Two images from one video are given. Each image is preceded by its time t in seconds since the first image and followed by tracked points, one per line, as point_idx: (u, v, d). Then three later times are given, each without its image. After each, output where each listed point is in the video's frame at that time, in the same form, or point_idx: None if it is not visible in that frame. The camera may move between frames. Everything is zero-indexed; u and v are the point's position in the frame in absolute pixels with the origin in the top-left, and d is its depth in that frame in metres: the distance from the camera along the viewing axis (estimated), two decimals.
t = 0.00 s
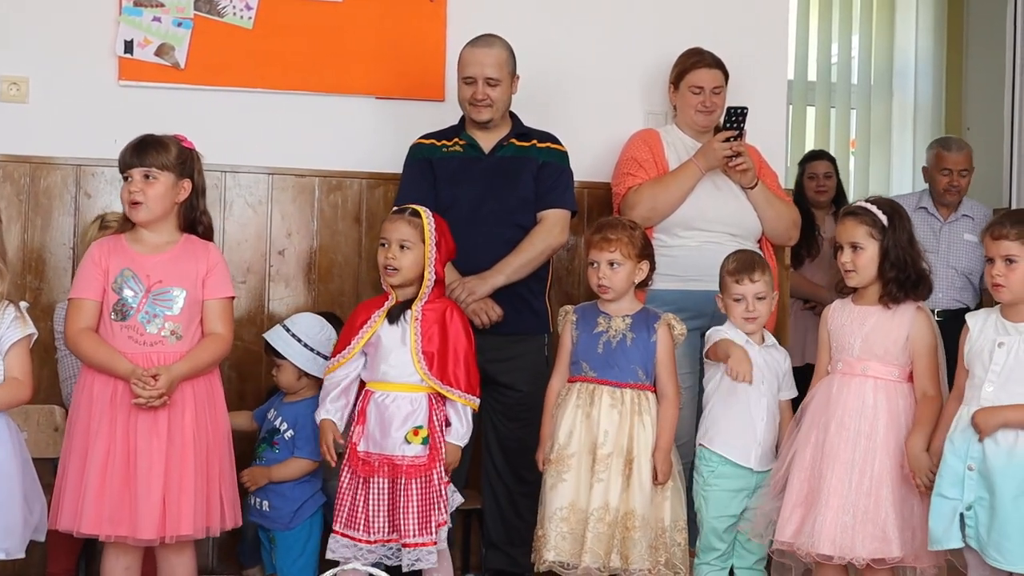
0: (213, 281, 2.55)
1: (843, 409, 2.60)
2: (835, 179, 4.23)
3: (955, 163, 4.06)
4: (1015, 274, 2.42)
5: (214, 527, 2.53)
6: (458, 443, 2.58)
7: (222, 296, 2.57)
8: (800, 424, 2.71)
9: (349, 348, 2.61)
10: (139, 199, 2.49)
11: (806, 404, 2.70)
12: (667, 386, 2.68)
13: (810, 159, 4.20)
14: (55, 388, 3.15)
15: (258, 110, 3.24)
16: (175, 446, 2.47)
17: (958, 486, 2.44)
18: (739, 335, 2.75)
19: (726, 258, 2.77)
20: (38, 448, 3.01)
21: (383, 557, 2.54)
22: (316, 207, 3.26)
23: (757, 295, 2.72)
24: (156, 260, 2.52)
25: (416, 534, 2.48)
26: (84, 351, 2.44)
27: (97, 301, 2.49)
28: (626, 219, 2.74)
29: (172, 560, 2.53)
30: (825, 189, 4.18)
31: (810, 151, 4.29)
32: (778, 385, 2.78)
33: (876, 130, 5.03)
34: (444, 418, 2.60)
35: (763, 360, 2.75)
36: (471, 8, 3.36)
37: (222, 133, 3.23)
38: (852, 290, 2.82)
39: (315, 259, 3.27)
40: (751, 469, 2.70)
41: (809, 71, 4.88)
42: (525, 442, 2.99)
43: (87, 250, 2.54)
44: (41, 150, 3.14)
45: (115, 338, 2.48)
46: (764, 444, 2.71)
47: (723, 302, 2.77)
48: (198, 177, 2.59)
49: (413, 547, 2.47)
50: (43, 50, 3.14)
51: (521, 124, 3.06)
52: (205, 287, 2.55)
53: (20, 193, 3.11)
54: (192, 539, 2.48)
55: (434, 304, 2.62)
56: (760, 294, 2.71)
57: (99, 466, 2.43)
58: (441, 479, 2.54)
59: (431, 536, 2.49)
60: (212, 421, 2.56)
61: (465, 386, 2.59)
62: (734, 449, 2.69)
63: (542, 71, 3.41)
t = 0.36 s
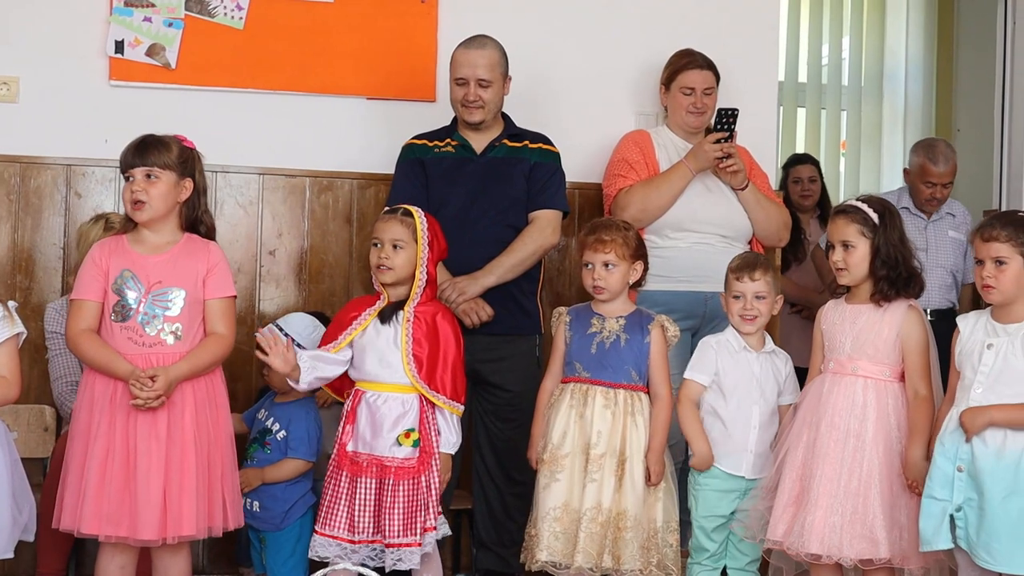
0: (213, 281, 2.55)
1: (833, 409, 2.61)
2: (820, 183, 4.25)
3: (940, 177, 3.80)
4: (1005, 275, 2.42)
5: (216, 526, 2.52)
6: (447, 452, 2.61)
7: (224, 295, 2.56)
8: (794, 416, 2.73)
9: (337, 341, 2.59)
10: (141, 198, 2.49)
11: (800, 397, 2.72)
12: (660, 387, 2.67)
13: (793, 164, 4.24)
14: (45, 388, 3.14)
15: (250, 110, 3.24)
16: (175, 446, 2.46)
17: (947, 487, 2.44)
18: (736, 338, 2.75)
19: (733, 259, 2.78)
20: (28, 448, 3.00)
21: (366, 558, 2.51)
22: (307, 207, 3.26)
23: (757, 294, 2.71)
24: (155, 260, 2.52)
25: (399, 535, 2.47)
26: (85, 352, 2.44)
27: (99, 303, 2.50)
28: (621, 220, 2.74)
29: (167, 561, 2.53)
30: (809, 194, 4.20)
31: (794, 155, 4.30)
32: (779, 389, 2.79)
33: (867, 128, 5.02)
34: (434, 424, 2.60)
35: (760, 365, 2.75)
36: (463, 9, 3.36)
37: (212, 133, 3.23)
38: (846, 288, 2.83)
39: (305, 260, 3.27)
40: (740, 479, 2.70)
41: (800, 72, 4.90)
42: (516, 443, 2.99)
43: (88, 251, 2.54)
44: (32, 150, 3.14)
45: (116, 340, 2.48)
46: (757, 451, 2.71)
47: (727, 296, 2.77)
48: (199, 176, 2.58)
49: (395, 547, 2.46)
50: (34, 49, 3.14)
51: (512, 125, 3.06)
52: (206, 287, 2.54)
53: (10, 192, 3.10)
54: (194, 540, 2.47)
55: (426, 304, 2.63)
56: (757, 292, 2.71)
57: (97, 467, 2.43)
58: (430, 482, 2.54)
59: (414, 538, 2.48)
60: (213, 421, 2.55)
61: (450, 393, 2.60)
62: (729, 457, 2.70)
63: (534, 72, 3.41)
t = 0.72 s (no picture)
0: (206, 283, 2.53)
1: (822, 409, 2.61)
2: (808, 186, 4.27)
3: (921, 180, 3.82)
4: (991, 278, 2.43)
5: (206, 530, 2.50)
6: (455, 450, 2.58)
7: (218, 297, 2.54)
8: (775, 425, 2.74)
9: (326, 351, 2.60)
10: (137, 199, 2.49)
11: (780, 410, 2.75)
12: (652, 389, 2.68)
13: (780, 167, 4.26)
14: (33, 389, 3.13)
15: (240, 110, 3.24)
16: (162, 448, 2.45)
17: (937, 488, 2.46)
18: (725, 340, 2.76)
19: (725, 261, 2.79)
20: (15, 449, 2.99)
21: (342, 557, 2.52)
22: (297, 208, 3.26)
23: (739, 297, 2.72)
24: (149, 262, 2.51)
25: (384, 539, 2.47)
26: (78, 353, 2.45)
27: (95, 305, 2.51)
28: (616, 222, 2.75)
29: (158, 562, 2.52)
30: (796, 197, 4.22)
31: (780, 158, 4.32)
32: (771, 392, 2.76)
33: (858, 132, 5.04)
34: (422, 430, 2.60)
35: (748, 368, 2.73)
36: (453, 10, 3.36)
37: (202, 134, 3.22)
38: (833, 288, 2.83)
39: (295, 261, 3.27)
40: (725, 480, 2.69)
41: (790, 75, 4.93)
42: (506, 445, 2.99)
43: (87, 254, 2.56)
44: (20, 150, 3.13)
45: (109, 342, 2.49)
46: (742, 454, 2.69)
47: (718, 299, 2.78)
48: (197, 176, 2.57)
49: (378, 551, 2.46)
50: (22, 49, 3.13)
51: (503, 126, 3.07)
52: (199, 289, 2.52)
53: None
54: (183, 542, 2.46)
55: (413, 305, 2.62)
56: (741, 295, 2.71)
57: (87, 468, 2.44)
58: (413, 485, 2.53)
59: (399, 542, 2.48)
60: (205, 424, 2.53)
61: (443, 393, 2.58)
62: (710, 457, 2.70)
63: (524, 73, 3.42)
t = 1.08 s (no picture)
0: (199, 285, 2.53)
1: (814, 409, 2.61)
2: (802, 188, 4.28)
3: (925, 167, 3.72)
4: (990, 281, 2.43)
5: (195, 531, 2.49)
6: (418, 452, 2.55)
7: (210, 299, 2.54)
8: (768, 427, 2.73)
9: (317, 348, 2.61)
10: (132, 200, 2.49)
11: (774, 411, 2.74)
12: (651, 391, 2.68)
13: (774, 170, 4.27)
14: (27, 389, 3.13)
15: (235, 110, 3.24)
16: (151, 447, 2.45)
17: (934, 490, 2.45)
18: (718, 342, 2.76)
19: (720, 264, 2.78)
20: (10, 449, 2.99)
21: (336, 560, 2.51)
22: (292, 209, 3.26)
23: (733, 301, 2.71)
24: (142, 263, 2.51)
25: (373, 539, 2.47)
26: (71, 352, 2.46)
27: (89, 304, 2.52)
28: (614, 223, 2.74)
29: (151, 562, 2.52)
30: (790, 199, 4.23)
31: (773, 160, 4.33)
32: (764, 394, 2.76)
33: (852, 132, 5.01)
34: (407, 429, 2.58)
35: (740, 371, 2.73)
36: (448, 11, 3.36)
37: (197, 134, 3.22)
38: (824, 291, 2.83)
39: (290, 262, 3.27)
40: (717, 482, 2.69)
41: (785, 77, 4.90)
42: (500, 446, 2.99)
43: (84, 254, 2.57)
44: (15, 149, 3.13)
45: (101, 342, 2.49)
46: (735, 456, 2.69)
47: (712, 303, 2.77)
48: (193, 178, 2.57)
49: (368, 551, 2.46)
50: (17, 49, 3.13)
51: (498, 128, 3.07)
52: (191, 291, 2.52)
53: None
54: (172, 543, 2.46)
55: (408, 304, 2.62)
56: (732, 300, 2.70)
57: (77, 468, 2.45)
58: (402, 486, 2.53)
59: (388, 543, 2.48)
60: (195, 425, 2.52)
61: (427, 394, 2.57)
62: (703, 460, 2.70)
63: (520, 74, 3.42)
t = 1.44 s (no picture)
0: (188, 284, 2.53)
1: (806, 410, 2.62)
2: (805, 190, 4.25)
3: (954, 157, 3.60)
4: (990, 282, 2.43)
5: (185, 531, 2.50)
6: (438, 453, 2.58)
7: (199, 298, 2.54)
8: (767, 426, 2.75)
9: (320, 349, 2.60)
10: (119, 200, 2.49)
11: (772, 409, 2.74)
12: (652, 392, 2.67)
13: (777, 170, 4.25)
14: (26, 389, 3.13)
15: (234, 111, 3.23)
16: (143, 447, 2.45)
17: (930, 490, 2.46)
18: (712, 342, 2.76)
19: (709, 266, 2.76)
20: (8, 450, 2.98)
21: (342, 561, 2.51)
22: (290, 209, 3.26)
23: (722, 306, 2.70)
24: (131, 262, 2.51)
25: (385, 542, 2.47)
26: (57, 353, 2.45)
27: (75, 304, 2.51)
28: (615, 224, 2.73)
29: (145, 562, 2.52)
30: (793, 200, 4.22)
31: (779, 159, 4.31)
32: (761, 393, 2.75)
33: (851, 133, 5.02)
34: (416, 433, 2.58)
35: (736, 372, 2.72)
36: (447, 12, 3.36)
37: (196, 135, 3.22)
38: (823, 293, 2.81)
39: (288, 263, 3.27)
40: (717, 484, 2.69)
41: (785, 78, 4.88)
42: (499, 447, 2.99)
43: (68, 253, 2.56)
44: (14, 150, 3.13)
45: (89, 342, 2.48)
46: (733, 457, 2.69)
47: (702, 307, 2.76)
48: (179, 178, 2.58)
49: (380, 554, 2.45)
50: (15, 50, 3.13)
51: (497, 129, 3.06)
52: (180, 290, 2.53)
53: None
54: (163, 543, 2.46)
55: (410, 306, 2.63)
56: (724, 304, 2.69)
57: (67, 468, 2.44)
58: (412, 488, 2.53)
59: (400, 546, 2.47)
60: (185, 424, 2.53)
61: (439, 393, 2.59)
62: (702, 459, 2.70)
63: (518, 75, 3.42)
